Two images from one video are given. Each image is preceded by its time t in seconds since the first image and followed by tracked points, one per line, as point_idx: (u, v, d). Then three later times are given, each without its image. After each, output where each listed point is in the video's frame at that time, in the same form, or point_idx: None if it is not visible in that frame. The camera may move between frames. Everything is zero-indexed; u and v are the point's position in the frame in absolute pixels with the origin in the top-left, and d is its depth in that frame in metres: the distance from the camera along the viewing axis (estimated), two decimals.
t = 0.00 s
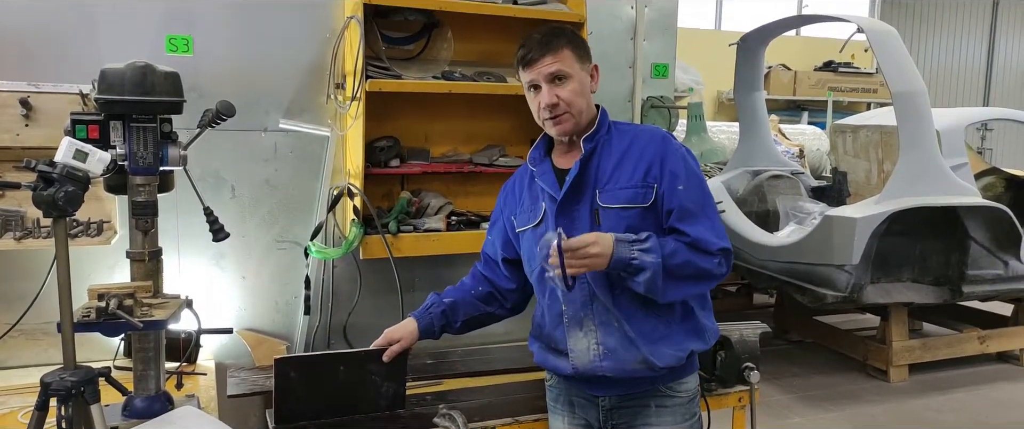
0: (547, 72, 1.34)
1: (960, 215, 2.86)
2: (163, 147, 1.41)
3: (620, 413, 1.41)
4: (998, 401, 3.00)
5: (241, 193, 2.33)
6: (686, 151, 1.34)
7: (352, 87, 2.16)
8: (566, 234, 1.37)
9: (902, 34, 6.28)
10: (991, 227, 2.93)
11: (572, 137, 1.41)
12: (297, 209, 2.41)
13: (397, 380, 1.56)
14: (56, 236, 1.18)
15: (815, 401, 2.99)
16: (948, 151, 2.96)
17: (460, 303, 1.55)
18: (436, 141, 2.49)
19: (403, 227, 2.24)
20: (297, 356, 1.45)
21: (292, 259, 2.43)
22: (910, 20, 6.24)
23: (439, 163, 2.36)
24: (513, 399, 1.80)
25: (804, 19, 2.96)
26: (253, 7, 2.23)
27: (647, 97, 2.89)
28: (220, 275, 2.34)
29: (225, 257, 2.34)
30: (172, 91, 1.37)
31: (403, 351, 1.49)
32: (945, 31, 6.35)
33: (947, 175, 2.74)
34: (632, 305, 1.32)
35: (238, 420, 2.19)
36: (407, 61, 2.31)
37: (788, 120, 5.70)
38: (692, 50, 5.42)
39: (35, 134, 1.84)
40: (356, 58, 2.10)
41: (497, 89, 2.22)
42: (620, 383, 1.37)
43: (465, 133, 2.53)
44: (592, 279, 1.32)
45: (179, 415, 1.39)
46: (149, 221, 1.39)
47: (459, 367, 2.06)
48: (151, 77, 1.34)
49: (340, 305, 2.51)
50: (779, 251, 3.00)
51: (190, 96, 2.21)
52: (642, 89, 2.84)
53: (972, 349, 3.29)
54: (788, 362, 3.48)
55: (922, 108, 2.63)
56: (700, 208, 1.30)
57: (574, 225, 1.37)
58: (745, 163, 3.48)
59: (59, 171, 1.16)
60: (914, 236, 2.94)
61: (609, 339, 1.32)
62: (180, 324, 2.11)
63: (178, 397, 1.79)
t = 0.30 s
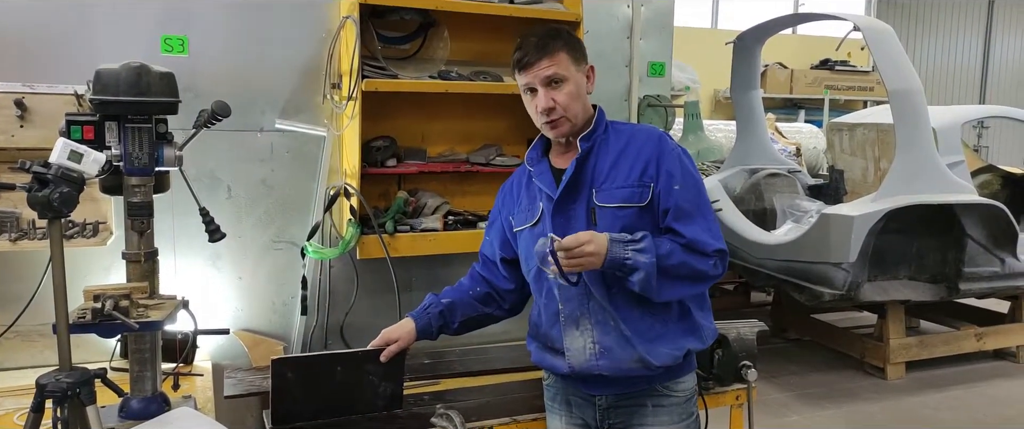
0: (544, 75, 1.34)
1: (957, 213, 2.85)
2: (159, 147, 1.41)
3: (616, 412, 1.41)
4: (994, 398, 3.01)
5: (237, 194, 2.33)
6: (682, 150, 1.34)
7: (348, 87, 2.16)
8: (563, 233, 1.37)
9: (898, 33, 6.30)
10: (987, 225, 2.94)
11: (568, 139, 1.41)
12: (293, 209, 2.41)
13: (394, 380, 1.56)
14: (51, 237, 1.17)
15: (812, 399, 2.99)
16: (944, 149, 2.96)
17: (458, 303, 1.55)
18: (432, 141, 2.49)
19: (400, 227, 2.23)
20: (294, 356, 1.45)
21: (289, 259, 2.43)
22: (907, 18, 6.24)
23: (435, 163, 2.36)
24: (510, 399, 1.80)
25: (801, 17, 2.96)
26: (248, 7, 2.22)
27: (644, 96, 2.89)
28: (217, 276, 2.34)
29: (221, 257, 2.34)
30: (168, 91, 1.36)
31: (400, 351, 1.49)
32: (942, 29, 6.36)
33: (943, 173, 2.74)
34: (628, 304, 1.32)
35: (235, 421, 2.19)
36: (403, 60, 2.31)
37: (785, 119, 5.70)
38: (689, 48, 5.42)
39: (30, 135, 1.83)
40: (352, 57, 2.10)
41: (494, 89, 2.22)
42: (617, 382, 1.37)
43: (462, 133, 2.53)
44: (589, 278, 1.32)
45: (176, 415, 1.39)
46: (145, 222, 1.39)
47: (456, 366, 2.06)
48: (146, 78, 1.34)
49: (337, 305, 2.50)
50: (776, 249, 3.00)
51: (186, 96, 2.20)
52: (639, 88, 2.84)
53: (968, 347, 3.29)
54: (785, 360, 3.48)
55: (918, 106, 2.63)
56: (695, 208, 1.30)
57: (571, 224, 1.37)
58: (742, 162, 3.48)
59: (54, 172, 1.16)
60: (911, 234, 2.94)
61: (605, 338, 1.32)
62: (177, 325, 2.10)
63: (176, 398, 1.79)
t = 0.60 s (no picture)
0: (540, 68, 1.33)
1: (949, 210, 2.87)
2: (151, 142, 1.40)
3: (610, 409, 1.41)
4: (985, 395, 3.03)
5: (230, 190, 2.31)
6: (676, 146, 1.34)
7: (341, 83, 2.16)
8: (557, 229, 1.35)
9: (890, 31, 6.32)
10: (978, 223, 2.96)
11: (563, 135, 1.41)
12: (286, 205, 2.40)
13: (388, 377, 1.56)
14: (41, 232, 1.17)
15: (805, 395, 3.01)
16: (936, 146, 2.97)
17: (451, 300, 1.55)
18: (426, 137, 2.49)
19: (393, 224, 2.23)
20: (287, 353, 1.44)
21: (282, 255, 2.42)
22: (899, 16, 6.26)
23: (429, 159, 2.35)
24: (504, 396, 1.80)
25: (794, 15, 2.97)
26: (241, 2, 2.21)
27: (638, 93, 2.89)
28: (209, 272, 2.33)
29: (213, 254, 2.33)
30: (160, 86, 1.35)
31: (394, 347, 1.49)
32: (934, 27, 6.39)
33: (935, 171, 2.76)
34: (622, 300, 1.32)
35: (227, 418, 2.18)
36: (397, 57, 2.30)
37: (778, 117, 5.72)
38: (682, 46, 5.42)
39: (21, 130, 1.82)
40: (345, 53, 2.09)
41: (489, 85, 2.22)
42: (610, 379, 1.38)
43: (456, 129, 2.52)
44: (583, 275, 1.32)
45: (169, 412, 1.38)
46: (136, 218, 1.38)
47: (450, 363, 2.06)
48: (138, 73, 1.33)
49: (330, 302, 2.50)
50: (770, 247, 3.01)
51: (178, 91, 2.19)
52: (633, 85, 2.84)
53: (959, 343, 3.32)
54: (778, 357, 3.50)
55: (911, 105, 2.65)
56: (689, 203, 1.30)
57: (565, 222, 1.35)
58: (735, 160, 3.49)
59: (45, 168, 1.15)
60: (903, 231, 2.95)
61: (599, 335, 1.32)
62: (169, 321, 2.10)
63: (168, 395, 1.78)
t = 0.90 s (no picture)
0: (533, 70, 1.34)
1: (949, 208, 2.86)
2: (150, 146, 1.40)
3: (610, 410, 1.41)
4: (986, 392, 3.03)
5: (229, 193, 2.31)
6: (676, 148, 1.34)
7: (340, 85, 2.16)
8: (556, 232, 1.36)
9: (889, 29, 6.33)
10: (978, 220, 2.96)
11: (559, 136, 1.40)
12: (286, 208, 2.40)
13: (389, 378, 1.56)
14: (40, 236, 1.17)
15: (806, 394, 3.01)
16: (936, 144, 2.97)
17: (452, 301, 1.55)
18: (426, 139, 2.49)
19: (393, 226, 2.23)
20: (288, 356, 1.45)
21: (282, 258, 2.42)
22: (898, 14, 6.26)
23: (428, 161, 2.35)
24: (505, 397, 1.80)
25: (792, 14, 2.97)
26: (239, 6, 2.22)
27: (637, 93, 2.89)
28: (210, 276, 2.33)
29: (214, 257, 2.33)
30: (159, 90, 1.35)
31: (394, 350, 1.49)
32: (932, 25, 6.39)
33: (935, 169, 2.75)
34: (622, 303, 1.32)
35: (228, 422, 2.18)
36: (395, 58, 2.31)
37: (777, 115, 5.72)
38: (681, 45, 5.42)
39: (20, 135, 1.82)
40: (344, 55, 2.09)
41: (489, 86, 2.22)
42: (610, 381, 1.38)
43: (455, 131, 2.52)
44: (582, 278, 1.32)
45: (170, 416, 1.38)
46: (136, 222, 1.38)
47: (451, 365, 2.06)
48: (137, 77, 1.33)
49: (330, 304, 2.50)
50: (770, 246, 3.01)
51: (177, 95, 2.19)
52: (632, 85, 2.84)
53: (961, 341, 3.31)
54: (779, 356, 3.49)
55: (911, 103, 2.65)
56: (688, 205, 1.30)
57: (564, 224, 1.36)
58: (735, 159, 3.49)
59: (44, 172, 1.15)
60: (902, 229, 2.94)
61: (599, 337, 1.32)
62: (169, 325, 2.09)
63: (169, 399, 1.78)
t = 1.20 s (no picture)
0: (499, 99, 1.33)
1: (948, 209, 2.87)
2: (149, 149, 1.40)
3: (608, 411, 1.41)
4: (986, 393, 3.03)
5: (229, 195, 2.31)
6: (672, 152, 1.33)
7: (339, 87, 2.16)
8: (553, 235, 1.37)
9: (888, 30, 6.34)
10: (978, 221, 2.96)
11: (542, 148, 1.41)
12: (285, 210, 2.40)
13: (388, 381, 1.56)
14: (38, 238, 1.17)
15: (806, 395, 3.00)
16: (935, 144, 2.97)
17: (451, 303, 1.55)
18: (425, 140, 2.49)
19: (392, 228, 2.23)
20: (287, 358, 1.45)
21: (281, 260, 2.42)
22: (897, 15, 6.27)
23: (428, 162, 2.35)
24: (505, 399, 1.80)
25: (791, 15, 2.97)
26: (237, 8, 2.22)
27: (636, 95, 2.89)
28: (209, 278, 2.33)
29: (213, 259, 2.33)
30: (157, 92, 1.35)
31: (393, 352, 1.49)
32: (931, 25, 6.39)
33: (934, 169, 2.76)
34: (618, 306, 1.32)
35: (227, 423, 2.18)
36: (394, 60, 2.30)
37: (777, 116, 5.72)
38: (680, 46, 5.42)
39: (20, 137, 1.82)
40: (343, 56, 2.09)
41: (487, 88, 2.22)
42: (607, 382, 1.37)
43: (454, 132, 2.52)
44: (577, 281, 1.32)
45: (168, 418, 1.38)
46: (135, 224, 1.38)
47: (451, 366, 2.06)
48: (135, 79, 1.32)
49: (330, 306, 2.50)
50: (770, 246, 3.01)
51: (176, 97, 2.19)
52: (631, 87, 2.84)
53: (961, 342, 3.31)
54: (779, 357, 3.49)
55: (909, 103, 2.65)
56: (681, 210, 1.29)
57: (561, 227, 1.37)
58: (734, 160, 3.49)
59: (43, 175, 1.15)
60: (902, 230, 2.94)
61: (594, 339, 1.32)
62: (167, 328, 2.06)
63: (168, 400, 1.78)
